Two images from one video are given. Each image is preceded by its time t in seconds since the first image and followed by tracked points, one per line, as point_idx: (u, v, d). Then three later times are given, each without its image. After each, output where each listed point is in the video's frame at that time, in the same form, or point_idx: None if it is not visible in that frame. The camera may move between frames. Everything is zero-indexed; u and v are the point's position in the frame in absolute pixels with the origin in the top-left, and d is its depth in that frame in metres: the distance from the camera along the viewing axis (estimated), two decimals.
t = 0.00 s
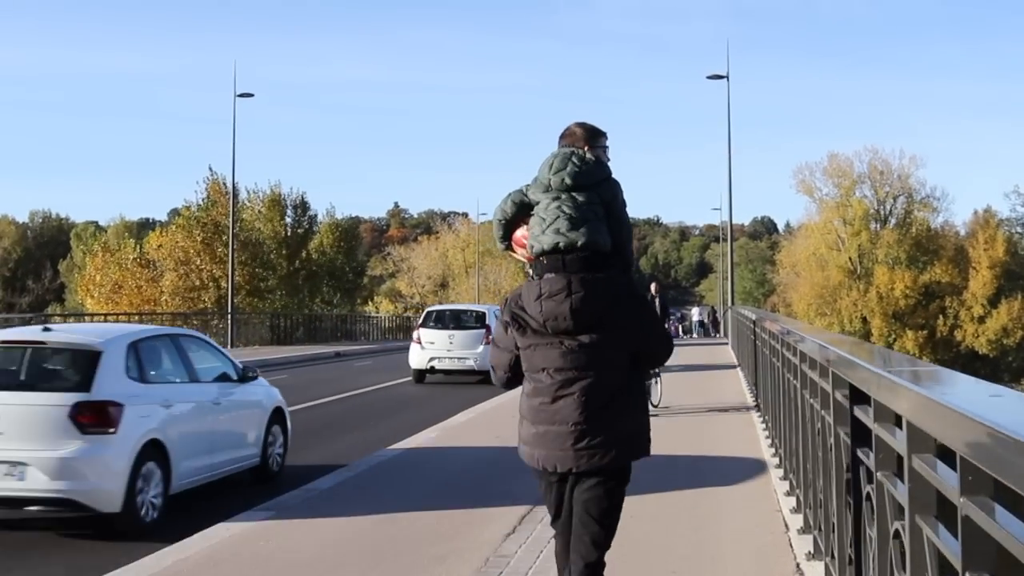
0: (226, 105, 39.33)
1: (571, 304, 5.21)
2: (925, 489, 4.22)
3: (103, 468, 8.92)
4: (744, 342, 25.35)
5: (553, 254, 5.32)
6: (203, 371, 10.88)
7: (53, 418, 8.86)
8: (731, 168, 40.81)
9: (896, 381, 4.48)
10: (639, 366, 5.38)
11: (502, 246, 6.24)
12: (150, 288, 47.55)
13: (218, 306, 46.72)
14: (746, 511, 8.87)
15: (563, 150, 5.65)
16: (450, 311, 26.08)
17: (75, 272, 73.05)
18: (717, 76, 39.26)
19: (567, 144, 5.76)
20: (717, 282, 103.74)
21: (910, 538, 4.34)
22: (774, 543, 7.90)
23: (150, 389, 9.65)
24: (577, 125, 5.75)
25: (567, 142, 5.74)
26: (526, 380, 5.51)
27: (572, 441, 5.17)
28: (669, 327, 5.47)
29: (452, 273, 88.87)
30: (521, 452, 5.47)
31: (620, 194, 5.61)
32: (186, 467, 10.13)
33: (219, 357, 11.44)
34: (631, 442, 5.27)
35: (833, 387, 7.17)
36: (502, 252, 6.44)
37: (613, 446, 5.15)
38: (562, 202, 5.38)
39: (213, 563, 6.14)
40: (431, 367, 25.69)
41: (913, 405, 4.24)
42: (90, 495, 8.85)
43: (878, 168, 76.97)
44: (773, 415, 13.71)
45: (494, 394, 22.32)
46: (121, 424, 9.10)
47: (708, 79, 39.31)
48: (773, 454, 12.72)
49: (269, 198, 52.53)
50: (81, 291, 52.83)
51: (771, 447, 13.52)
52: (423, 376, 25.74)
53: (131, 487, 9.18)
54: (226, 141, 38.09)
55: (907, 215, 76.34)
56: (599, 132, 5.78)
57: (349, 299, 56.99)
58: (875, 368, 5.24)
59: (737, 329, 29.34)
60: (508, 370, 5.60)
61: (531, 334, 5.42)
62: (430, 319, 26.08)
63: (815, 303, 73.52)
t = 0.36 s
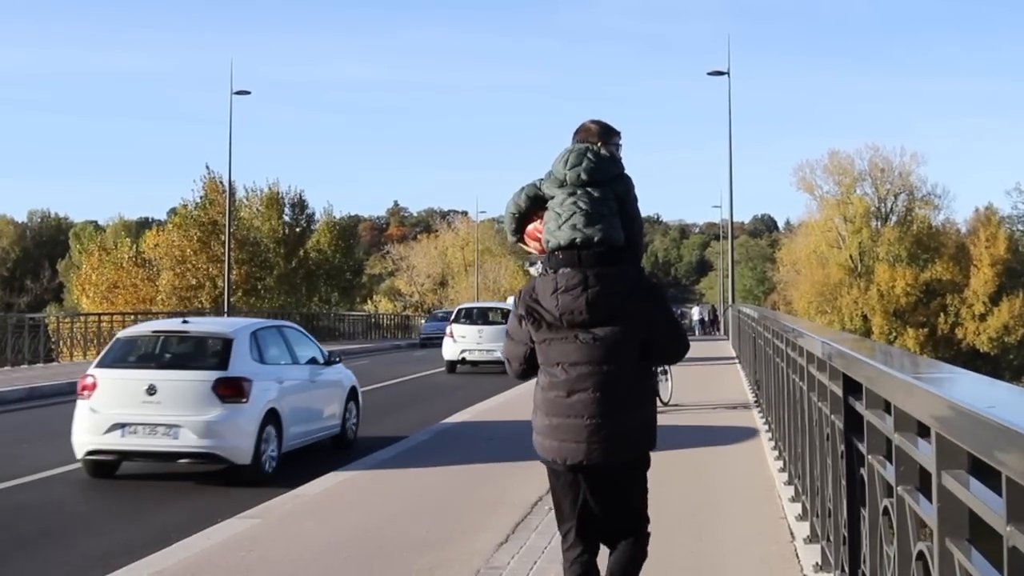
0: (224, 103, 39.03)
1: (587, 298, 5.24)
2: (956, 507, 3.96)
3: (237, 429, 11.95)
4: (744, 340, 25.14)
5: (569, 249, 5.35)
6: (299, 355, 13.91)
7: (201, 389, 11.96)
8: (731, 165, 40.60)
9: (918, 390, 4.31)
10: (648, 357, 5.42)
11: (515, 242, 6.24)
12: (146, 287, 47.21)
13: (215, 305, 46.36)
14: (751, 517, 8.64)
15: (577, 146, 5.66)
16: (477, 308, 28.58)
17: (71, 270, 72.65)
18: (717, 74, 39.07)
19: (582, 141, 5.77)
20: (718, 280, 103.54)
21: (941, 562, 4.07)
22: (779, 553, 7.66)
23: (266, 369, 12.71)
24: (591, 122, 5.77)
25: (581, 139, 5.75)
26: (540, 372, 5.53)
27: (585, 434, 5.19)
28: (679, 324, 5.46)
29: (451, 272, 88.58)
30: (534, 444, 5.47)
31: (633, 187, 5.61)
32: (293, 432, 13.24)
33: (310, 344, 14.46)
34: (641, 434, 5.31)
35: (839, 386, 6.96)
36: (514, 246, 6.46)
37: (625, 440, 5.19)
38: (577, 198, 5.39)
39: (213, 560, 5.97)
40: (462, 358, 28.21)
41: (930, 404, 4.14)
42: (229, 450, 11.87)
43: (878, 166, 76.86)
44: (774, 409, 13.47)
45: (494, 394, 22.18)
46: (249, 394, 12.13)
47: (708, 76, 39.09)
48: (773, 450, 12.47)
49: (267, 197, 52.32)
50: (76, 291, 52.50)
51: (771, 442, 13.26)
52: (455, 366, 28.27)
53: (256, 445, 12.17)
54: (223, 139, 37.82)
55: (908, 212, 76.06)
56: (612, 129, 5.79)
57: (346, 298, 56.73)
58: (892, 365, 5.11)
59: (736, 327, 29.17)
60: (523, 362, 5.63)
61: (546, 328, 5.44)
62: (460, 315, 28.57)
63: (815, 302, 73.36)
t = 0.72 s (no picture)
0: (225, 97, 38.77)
1: (599, 301, 5.06)
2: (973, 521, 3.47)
3: (328, 399, 13.81)
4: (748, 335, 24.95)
5: (583, 254, 5.20)
6: (371, 336, 15.82)
7: (299, 365, 13.84)
8: (735, 159, 40.34)
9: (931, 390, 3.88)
10: (662, 369, 5.10)
11: (532, 255, 6.08)
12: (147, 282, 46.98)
13: (215, 301, 46.14)
14: (757, 526, 8.30)
15: (583, 154, 5.53)
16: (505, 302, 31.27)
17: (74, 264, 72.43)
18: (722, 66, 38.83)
19: (587, 148, 5.63)
20: (723, 276, 103.35)
21: None
22: (787, 564, 7.35)
23: (349, 349, 14.60)
24: (592, 130, 5.63)
25: (585, 146, 5.61)
26: (551, 377, 5.32)
27: (596, 438, 5.00)
28: (690, 329, 5.20)
29: (455, 267, 88.39)
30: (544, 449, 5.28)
31: (645, 197, 5.49)
32: (369, 403, 15.14)
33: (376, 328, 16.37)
34: (648, 440, 5.09)
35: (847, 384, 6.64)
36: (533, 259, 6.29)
37: (631, 446, 5.01)
38: (589, 202, 5.25)
39: (182, 568, 5.70)
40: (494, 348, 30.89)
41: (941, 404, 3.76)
42: (321, 417, 13.74)
43: (884, 161, 76.62)
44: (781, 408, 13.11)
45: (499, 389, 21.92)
46: (338, 370, 14.02)
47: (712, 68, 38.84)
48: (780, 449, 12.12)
49: (269, 192, 52.18)
50: (77, 285, 52.32)
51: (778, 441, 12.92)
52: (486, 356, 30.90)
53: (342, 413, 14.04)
54: (225, 133, 37.55)
55: (913, 207, 75.73)
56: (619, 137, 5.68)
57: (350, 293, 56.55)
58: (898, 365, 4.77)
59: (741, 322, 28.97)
60: (537, 367, 5.42)
61: (557, 331, 5.23)
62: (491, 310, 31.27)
63: (820, 297, 73.16)
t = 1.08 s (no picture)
0: (218, 93, 38.52)
1: (615, 285, 5.59)
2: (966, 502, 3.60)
3: (386, 377, 16.90)
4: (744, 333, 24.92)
5: (593, 241, 5.70)
6: (416, 326, 18.91)
7: (362, 348, 16.96)
8: (733, 153, 40.17)
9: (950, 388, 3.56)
10: (673, 344, 5.68)
11: (532, 237, 6.60)
12: (139, 279, 46.72)
13: (207, 298, 45.92)
14: (757, 528, 8.15)
15: (586, 142, 6.05)
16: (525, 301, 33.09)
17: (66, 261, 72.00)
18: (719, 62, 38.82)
19: (585, 136, 6.14)
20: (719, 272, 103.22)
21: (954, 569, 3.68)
22: (789, 571, 7.14)
23: (401, 336, 17.74)
24: (592, 119, 6.15)
25: (585, 134, 6.13)
26: (572, 359, 5.84)
27: (620, 418, 5.52)
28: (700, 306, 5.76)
29: (451, 263, 88.14)
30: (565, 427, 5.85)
31: (645, 180, 6.06)
32: (416, 382, 18.24)
33: (418, 320, 19.47)
34: (669, 414, 5.64)
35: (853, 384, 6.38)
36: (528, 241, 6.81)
37: (655, 419, 5.53)
38: (597, 190, 5.75)
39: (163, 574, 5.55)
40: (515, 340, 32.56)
41: (951, 404, 3.61)
42: (381, 392, 16.88)
43: (880, 156, 76.33)
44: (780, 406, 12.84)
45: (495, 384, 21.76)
46: (393, 353, 17.13)
47: (710, 65, 38.82)
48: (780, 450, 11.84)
49: (262, 188, 51.97)
50: (69, 282, 52.07)
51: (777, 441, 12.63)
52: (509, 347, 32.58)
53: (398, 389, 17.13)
54: (218, 129, 37.29)
55: (910, 203, 75.53)
56: (614, 122, 6.23)
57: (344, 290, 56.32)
58: (905, 363, 4.51)
59: (737, 319, 29.02)
60: (555, 350, 5.94)
61: (575, 318, 5.77)
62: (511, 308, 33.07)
63: (817, 294, 72.96)
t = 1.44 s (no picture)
0: (206, 91, 38.20)
1: (609, 291, 5.47)
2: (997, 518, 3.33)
3: (424, 362, 19.50)
4: (738, 328, 24.81)
5: (589, 247, 5.56)
6: (445, 317, 21.49)
7: (404, 336, 19.61)
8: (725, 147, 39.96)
9: (979, 392, 3.26)
10: (659, 347, 5.57)
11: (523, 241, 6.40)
12: (127, 278, 46.46)
13: (196, 297, 45.68)
14: (756, 536, 7.91)
15: (581, 148, 5.87)
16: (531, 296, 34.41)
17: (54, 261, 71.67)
18: (712, 56, 38.62)
19: (579, 142, 5.95)
20: (711, 267, 103.25)
21: None
22: None
23: (435, 327, 20.36)
24: (587, 124, 5.97)
25: (580, 140, 5.94)
26: (563, 362, 5.70)
27: (611, 422, 5.40)
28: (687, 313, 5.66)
29: (442, 260, 87.98)
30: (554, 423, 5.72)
31: (637, 188, 5.90)
32: (448, 366, 20.86)
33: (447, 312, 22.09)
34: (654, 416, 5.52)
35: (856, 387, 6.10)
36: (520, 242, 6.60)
37: (643, 423, 5.41)
38: (593, 196, 5.60)
39: None
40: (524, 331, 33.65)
41: (975, 414, 3.35)
42: (420, 374, 19.46)
43: (872, 151, 76.06)
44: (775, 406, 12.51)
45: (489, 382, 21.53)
46: (429, 341, 19.74)
47: (702, 59, 38.63)
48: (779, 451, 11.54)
49: (251, 186, 51.68)
50: (57, 282, 51.78)
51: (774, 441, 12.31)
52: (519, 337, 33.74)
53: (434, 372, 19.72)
54: (205, 128, 36.98)
55: (902, 197, 75.37)
56: (603, 129, 6.05)
57: (334, 287, 56.10)
58: (919, 367, 4.26)
59: (731, 314, 28.92)
60: (544, 352, 5.77)
61: (568, 321, 5.62)
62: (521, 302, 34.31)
63: (810, 289, 72.84)
